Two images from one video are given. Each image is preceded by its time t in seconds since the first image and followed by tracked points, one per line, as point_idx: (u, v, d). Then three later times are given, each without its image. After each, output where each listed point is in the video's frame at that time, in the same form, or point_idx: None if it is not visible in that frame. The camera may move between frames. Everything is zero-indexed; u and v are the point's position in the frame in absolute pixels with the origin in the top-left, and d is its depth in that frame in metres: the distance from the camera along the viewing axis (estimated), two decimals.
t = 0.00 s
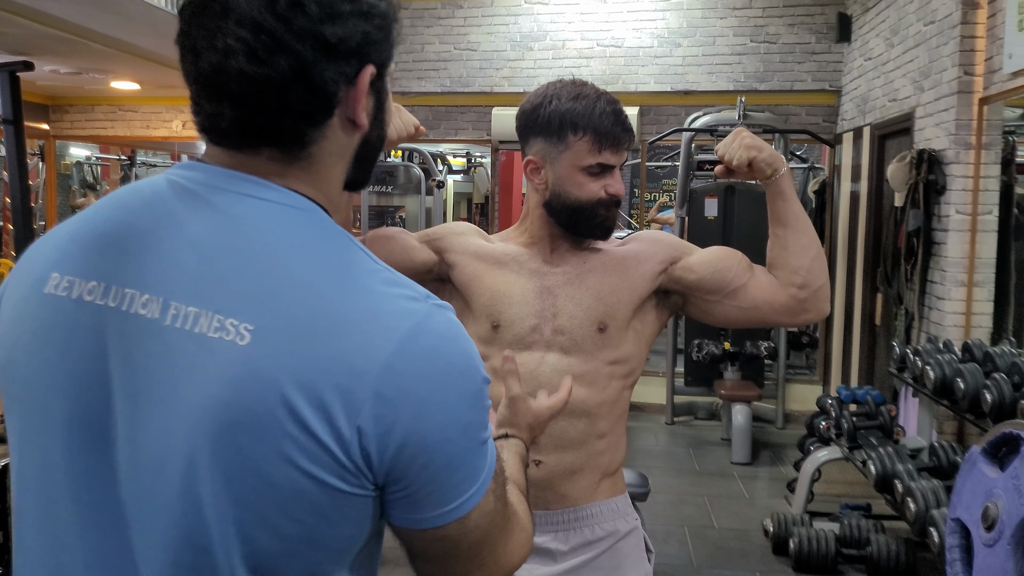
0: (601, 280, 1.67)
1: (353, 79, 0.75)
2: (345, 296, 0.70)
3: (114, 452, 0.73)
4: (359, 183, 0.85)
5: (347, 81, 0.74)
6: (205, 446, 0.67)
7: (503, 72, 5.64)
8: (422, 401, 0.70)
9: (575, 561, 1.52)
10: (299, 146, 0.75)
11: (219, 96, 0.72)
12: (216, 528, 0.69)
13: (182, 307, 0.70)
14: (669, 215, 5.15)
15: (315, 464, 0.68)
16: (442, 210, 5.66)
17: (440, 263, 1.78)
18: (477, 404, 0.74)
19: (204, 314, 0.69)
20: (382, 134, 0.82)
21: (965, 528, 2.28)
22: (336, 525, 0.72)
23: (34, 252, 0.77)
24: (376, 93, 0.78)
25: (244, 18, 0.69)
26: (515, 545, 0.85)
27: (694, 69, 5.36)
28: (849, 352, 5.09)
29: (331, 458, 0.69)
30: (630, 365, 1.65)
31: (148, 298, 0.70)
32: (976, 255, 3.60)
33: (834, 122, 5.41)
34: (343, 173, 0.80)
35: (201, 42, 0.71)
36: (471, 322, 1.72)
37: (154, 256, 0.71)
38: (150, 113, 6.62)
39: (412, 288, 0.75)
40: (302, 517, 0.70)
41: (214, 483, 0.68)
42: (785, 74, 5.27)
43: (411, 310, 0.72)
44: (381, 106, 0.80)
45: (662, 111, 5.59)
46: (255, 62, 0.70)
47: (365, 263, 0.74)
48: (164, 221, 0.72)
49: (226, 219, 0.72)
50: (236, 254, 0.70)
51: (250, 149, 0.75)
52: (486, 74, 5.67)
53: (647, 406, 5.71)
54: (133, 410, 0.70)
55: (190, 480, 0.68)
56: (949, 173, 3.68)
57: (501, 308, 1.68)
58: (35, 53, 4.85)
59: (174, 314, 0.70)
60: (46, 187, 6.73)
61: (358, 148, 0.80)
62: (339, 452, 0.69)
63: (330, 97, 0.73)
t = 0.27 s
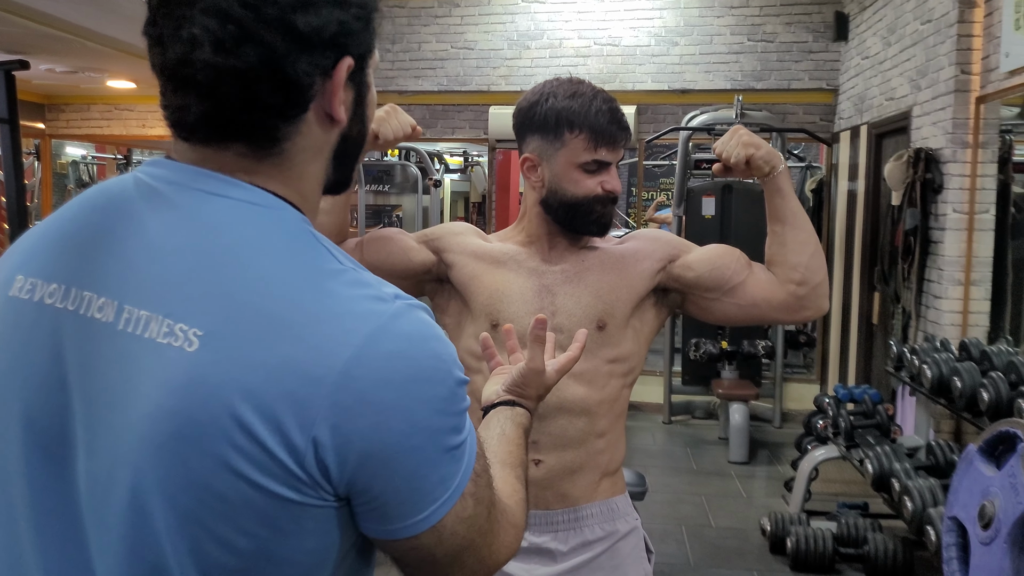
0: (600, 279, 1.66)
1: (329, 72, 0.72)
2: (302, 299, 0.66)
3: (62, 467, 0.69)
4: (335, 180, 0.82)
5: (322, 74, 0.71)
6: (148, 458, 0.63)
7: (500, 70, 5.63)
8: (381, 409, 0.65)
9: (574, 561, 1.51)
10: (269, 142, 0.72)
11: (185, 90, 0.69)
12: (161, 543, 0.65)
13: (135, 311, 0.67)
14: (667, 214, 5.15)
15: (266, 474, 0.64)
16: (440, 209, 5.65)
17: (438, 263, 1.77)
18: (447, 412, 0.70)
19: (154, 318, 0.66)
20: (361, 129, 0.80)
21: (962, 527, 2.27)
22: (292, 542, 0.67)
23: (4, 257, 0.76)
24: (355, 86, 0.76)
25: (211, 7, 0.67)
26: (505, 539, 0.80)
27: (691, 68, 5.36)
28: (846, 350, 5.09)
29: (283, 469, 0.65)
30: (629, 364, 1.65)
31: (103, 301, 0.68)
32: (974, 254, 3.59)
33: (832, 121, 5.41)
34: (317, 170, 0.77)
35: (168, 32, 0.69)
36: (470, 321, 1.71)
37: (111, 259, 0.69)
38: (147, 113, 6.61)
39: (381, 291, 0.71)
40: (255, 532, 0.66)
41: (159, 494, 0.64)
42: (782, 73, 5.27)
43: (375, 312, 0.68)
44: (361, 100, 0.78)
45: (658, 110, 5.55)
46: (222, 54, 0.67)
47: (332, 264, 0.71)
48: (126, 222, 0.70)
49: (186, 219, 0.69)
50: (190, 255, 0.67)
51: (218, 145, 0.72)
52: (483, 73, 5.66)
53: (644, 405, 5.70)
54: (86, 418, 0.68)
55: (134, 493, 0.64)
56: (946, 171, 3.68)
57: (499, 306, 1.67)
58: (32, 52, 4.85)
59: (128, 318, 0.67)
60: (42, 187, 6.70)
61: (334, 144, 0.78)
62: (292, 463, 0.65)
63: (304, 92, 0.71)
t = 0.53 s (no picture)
0: (601, 282, 1.67)
1: (329, 71, 0.72)
2: (283, 307, 0.65)
3: (49, 474, 0.70)
4: (328, 182, 0.81)
5: (322, 72, 0.71)
6: (126, 470, 0.63)
7: (499, 71, 5.63)
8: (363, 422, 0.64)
9: (574, 563, 1.51)
10: (266, 144, 0.71)
11: (179, 90, 0.68)
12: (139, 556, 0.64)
13: (115, 319, 0.66)
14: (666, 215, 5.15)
15: (245, 490, 0.64)
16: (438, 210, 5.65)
17: (439, 267, 1.77)
18: (434, 425, 0.69)
19: (133, 326, 0.65)
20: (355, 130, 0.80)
21: (961, 528, 2.27)
22: (273, 559, 0.67)
23: None
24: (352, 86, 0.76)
25: (209, 5, 0.66)
26: (507, 559, 0.79)
27: (690, 69, 5.36)
28: (845, 351, 5.09)
29: (262, 485, 0.64)
30: (629, 367, 1.65)
31: (85, 309, 0.68)
32: (972, 254, 3.59)
33: (830, 122, 5.41)
34: (312, 172, 0.76)
35: (161, 32, 0.67)
36: (470, 324, 1.71)
37: (94, 266, 0.69)
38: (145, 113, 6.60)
39: (370, 300, 0.70)
40: (233, 547, 0.65)
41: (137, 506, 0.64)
42: (781, 74, 5.27)
43: (360, 323, 0.67)
44: (357, 99, 0.77)
45: (657, 111, 5.54)
46: (222, 54, 0.66)
47: (319, 271, 0.70)
48: (112, 227, 0.70)
49: (169, 224, 0.68)
50: (171, 261, 0.66)
51: (210, 147, 0.71)
52: (482, 73, 5.66)
53: (643, 406, 5.70)
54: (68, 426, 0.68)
55: (112, 505, 0.64)
56: (945, 172, 3.67)
57: (499, 309, 1.67)
58: (30, 53, 4.84)
59: (108, 326, 0.67)
60: (40, 188, 6.69)
61: (330, 145, 0.77)
62: (272, 479, 0.64)
63: (303, 91, 0.70)
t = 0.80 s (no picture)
0: (601, 284, 1.66)
1: (295, 66, 0.70)
2: (284, 308, 0.64)
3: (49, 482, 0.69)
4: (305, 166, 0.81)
5: (288, 69, 0.69)
6: (130, 478, 0.63)
7: (498, 73, 5.63)
8: (370, 426, 0.63)
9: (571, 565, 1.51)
10: (241, 147, 0.70)
11: (144, 102, 0.66)
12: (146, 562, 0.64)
13: (109, 326, 0.65)
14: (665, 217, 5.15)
15: (252, 497, 0.63)
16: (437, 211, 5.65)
17: (439, 269, 1.77)
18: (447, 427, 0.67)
19: (130, 333, 0.64)
20: (327, 113, 0.78)
21: (960, 530, 2.28)
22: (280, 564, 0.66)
23: None
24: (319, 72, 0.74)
25: (165, 15, 0.63)
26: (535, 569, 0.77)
27: (689, 71, 5.36)
28: (844, 353, 5.09)
29: (269, 492, 0.63)
30: (628, 369, 1.65)
31: (74, 318, 0.67)
32: (970, 256, 3.60)
33: (829, 123, 5.41)
34: (290, 162, 0.75)
35: (117, 43, 0.65)
36: (470, 326, 1.71)
37: (85, 270, 0.67)
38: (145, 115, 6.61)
39: (372, 298, 0.69)
40: (241, 553, 0.64)
41: (142, 514, 0.63)
42: (780, 75, 5.27)
43: (363, 325, 0.66)
44: (324, 84, 0.76)
45: (656, 112, 5.59)
46: (186, 67, 0.64)
47: (318, 270, 0.69)
48: (101, 232, 0.68)
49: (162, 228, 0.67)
50: (168, 266, 0.65)
51: (183, 155, 0.69)
52: (481, 75, 5.66)
53: (642, 408, 5.71)
54: (65, 435, 0.67)
55: (117, 513, 0.63)
56: (944, 174, 3.68)
57: (499, 310, 1.67)
58: (29, 55, 4.85)
59: (101, 334, 0.65)
60: (39, 189, 6.70)
61: (303, 134, 0.76)
62: (280, 486, 0.63)
63: (273, 91, 0.68)
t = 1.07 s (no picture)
0: (601, 287, 1.67)
1: (260, 71, 0.68)
2: (279, 301, 0.64)
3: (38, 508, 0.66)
4: (295, 165, 0.80)
5: (252, 74, 0.68)
6: (138, 487, 0.62)
7: (498, 75, 5.63)
8: (381, 410, 0.62)
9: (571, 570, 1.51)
10: (213, 152, 0.70)
11: (110, 115, 0.67)
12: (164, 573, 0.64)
13: (102, 337, 0.65)
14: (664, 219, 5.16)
15: (269, 490, 0.63)
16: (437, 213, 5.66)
17: (439, 274, 1.78)
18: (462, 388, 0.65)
19: (126, 343, 0.64)
20: (310, 111, 0.77)
21: (960, 533, 2.28)
22: (305, 548, 0.66)
23: None
24: (293, 73, 0.72)
25: (114, 30, 0.64)
26: (594, 485, 0.72)
27: (689, 73, 5.35)
28: (844, 355, 5.09)
29: (285, 483, 0.63)
30: (628, 373, 1.64)
31: (60, 330, 0.66)
32: (970, 258, 3.60)
33: (829, 126, 5.42)
34: (271, 161, 0.75)
35: (79, 59, 0.67)
36: (470, 329, 1.72)
37: (78, 285, 0.67)
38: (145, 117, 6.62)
39: (362, 281, 0.68)
40: (263, 546, 0.65)
41: (157, 525, 0.63)
42: (779, 78, 5.27)
43: (360, 307, 0.65)
44: (302, 84, 0.74)
45: (656, 114, 5.62)
46: (138, 80, 0.65)
47: (306, 260, 0.69)
48: (90, 244, 0.68)
49: (150, 236, 0.67)
50: (160, 272, 0.65)
51: (157, 162, 0.70)
52: (481, 77, 5.66)
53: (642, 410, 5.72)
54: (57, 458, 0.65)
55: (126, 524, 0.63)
56: (944, 176, 3.68)
57: (499, 314, 1.68)
58: (29, 57, 4.85)
59: (93, 345, 0.65)
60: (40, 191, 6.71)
61: (284, 134, 0.75)
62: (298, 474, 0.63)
63: (237, 97, 0.67)
